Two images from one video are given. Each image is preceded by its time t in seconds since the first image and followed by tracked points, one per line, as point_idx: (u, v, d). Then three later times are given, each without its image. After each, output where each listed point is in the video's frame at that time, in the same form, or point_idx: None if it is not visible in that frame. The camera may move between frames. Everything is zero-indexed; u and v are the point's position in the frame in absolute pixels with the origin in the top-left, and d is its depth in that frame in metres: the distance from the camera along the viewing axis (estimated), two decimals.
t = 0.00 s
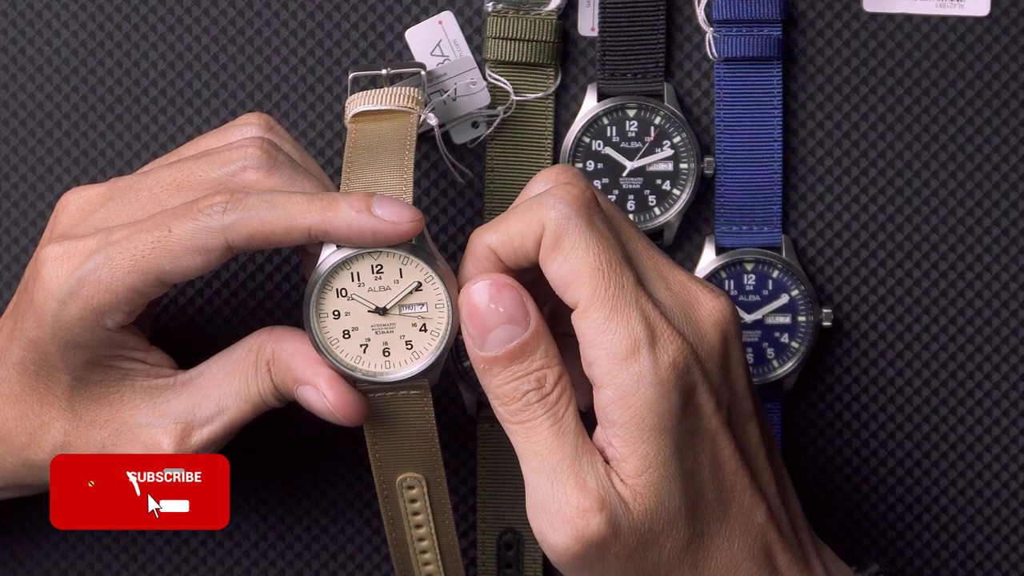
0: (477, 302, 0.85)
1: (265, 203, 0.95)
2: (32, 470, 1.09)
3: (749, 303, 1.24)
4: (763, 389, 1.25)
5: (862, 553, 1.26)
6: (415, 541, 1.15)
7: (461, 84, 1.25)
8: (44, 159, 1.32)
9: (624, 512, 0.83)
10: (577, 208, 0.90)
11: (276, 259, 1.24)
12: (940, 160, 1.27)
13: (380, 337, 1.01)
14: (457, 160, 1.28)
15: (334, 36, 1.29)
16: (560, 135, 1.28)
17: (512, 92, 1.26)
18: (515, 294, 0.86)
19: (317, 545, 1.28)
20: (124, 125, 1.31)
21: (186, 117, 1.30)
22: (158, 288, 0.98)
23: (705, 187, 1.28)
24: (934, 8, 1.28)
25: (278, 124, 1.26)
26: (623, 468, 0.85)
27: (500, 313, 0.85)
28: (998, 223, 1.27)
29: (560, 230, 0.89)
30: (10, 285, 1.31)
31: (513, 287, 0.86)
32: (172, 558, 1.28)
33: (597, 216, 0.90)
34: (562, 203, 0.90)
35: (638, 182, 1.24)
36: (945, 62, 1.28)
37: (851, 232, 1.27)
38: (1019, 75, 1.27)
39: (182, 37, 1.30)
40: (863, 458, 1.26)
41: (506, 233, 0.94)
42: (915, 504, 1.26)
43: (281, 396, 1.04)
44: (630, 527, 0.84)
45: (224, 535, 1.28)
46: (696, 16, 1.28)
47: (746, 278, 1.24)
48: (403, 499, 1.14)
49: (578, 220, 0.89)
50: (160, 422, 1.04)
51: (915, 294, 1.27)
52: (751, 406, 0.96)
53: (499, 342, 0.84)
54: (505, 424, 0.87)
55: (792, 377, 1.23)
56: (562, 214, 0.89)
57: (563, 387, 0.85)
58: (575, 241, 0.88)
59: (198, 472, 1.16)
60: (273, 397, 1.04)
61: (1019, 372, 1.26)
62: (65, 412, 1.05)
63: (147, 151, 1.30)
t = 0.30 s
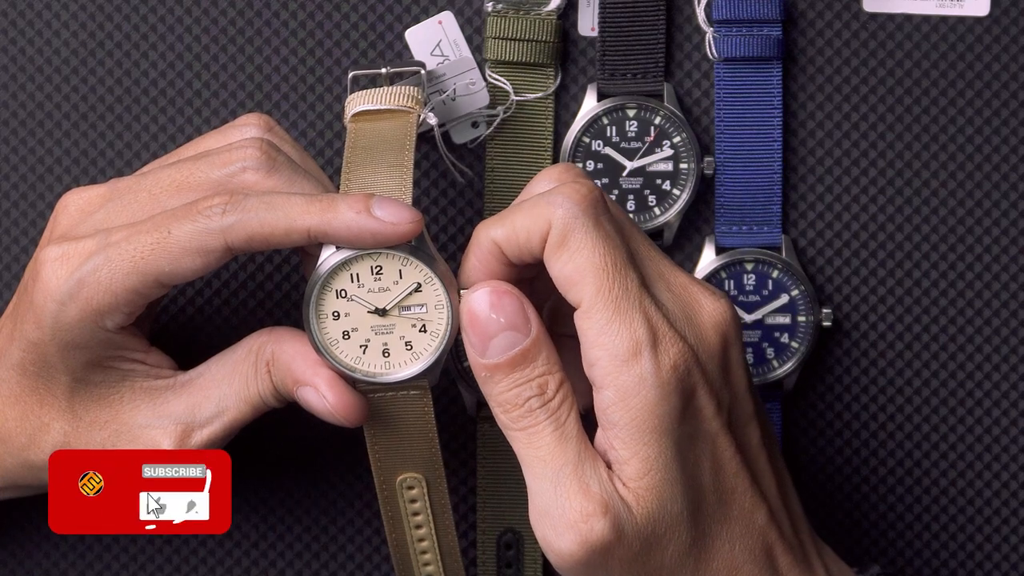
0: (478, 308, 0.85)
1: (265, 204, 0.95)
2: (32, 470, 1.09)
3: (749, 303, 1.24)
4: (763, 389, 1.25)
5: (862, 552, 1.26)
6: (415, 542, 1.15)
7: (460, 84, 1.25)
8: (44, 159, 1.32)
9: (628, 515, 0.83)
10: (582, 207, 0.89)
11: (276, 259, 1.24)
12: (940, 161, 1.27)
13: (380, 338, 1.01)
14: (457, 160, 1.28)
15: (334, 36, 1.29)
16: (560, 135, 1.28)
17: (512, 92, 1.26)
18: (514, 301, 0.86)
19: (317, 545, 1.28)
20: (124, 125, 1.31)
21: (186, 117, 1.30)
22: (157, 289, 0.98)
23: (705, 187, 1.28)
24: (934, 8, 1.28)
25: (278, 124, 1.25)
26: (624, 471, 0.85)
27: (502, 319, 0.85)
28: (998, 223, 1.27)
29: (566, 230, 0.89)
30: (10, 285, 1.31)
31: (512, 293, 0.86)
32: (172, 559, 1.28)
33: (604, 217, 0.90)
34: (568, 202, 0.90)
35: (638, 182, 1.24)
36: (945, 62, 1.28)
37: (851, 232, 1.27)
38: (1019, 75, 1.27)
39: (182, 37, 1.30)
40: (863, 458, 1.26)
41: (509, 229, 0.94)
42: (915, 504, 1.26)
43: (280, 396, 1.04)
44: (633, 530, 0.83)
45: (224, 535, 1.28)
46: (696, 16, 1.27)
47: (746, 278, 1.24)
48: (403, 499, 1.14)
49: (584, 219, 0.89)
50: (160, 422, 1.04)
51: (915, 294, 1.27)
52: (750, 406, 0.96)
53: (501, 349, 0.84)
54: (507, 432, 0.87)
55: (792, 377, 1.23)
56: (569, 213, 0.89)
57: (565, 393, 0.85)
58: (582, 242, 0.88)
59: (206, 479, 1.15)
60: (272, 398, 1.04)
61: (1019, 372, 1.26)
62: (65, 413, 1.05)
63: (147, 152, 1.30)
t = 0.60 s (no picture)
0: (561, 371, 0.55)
1: (265, 209, 0.95)
2: (31, 471, 1.09)
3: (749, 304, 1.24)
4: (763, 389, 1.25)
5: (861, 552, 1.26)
6: (420, 544, 1.16)
7: (460, 84, 1.25)
8: (44, 160, 1.32)
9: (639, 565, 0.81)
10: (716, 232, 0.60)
11: (276, 260, 1.24)
12: (940, 160, 1.27)
13: (381, 341, 1.02)
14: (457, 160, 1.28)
15: (334, 36, 1.29)
16: (560, 135, 1.28)
17: (512, 92, 1.26)
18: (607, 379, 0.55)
19: (317, 545, 1.28)
20: (124, 125, 1.31)
21: (186, 117, 1.30)
22: (157, 293, 0.98)
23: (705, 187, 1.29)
24: (934, 8, 1.28)
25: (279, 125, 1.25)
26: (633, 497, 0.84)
27: (585, 410, 0.55)
28: (998, 223, 1.27)
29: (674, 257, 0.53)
30: (10, 285, 1.31)
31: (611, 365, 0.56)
32: (172, 559, 1.28)
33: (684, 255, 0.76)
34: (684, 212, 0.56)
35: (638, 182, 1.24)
36: (945, 62, 1.28)
37: (851, 232, 1.27)
38: (1019, 75, 1.27)
39: (182, 37, 1.30)
40: (863, 457, 1.27)
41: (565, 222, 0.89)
42: (915, 504, 1.27)
43: (281, 399, 1.04)
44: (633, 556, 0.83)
45: (224, 535, 1.28)
46: (696, 16, 1.27)
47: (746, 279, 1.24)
48: (407, 502, 1.15)
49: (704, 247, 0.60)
50: (161, 425, 1.05)
51: (915, 294, 1.27)
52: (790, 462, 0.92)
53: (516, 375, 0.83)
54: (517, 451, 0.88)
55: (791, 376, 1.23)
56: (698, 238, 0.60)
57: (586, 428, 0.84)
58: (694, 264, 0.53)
59: (208, 480, 1.15)
60: (274, 401, 1.04)
61: (1019, 372, 1.26)
62: (65, 415, 1.05)
63: (147, 152, 1.30)
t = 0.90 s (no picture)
0: (420, 383, 0.76)
1: (265, 208, 0.95)
2: (31, 471, 1.09)
3: (749, 303, 1.24)
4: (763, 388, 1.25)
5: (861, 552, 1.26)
6: (421, 544, 1.16)
7: (459, 85, 1.24)
8: (44, 159, 1.32)
9: None
10: (688, 378, 0.83)
11: (276, 260, 1.24)
12: (940, 161, 1.27)
13: (382, 340, 1.01)
14: (457, 160, 1.27)
15: (334, 37, 1.29)
16: (560, 135, 1.28)
17: (512, 92, 1.26)
18: (470, 429, 0.73)
19: (318, 545, 1.28)
20: (124, 125, 1.31)
21: (186, 117, 1.30)
22: (157, 293, 0.98)
23: (705, 187, 1.29)
24: (934, 8, 1.28)
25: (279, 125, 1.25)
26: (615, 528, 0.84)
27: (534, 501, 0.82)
28: (998, 223, 1.27)
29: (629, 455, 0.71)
30: (10, 285, 1.31)
31: (486, 411, 0.74)
32: (172, 559, 1.28)
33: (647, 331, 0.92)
34: (603, 418, 0.71)
35: (638, 182, 1.24)
36: (945, 62, 1.28)
37: (851, 232, 1.27)
38: (1019, 75, 1.27)
39: (181, 37, 1.30)
40: (863, 458, 1.26)
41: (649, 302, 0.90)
42: (915, 504, 1.27)
43: (282, 397, 1.04)
44: None
45: (224, 535, 1.28)
46: (696, 16, 1.27)
47: (746, 278, 1.24)
48: (409, 501, 1.15)
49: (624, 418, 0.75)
50: (161, 424, 1.04)
51: (915, 294, 1.27)
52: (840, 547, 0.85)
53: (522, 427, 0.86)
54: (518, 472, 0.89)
55: (792, 377, 1.24)
56: (668, 378, 0.84)
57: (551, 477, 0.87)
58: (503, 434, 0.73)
59: (208, 479, 1.15)
60: (275, 399, 1.04)
61: (1019, 372, 1.26)
62: (65, 415, 1.05)
63: (147, 152, 1.30)
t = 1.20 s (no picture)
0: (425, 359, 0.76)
1: (264, 208, 0.95)
2: (32, 471, 1.09)
3: (749, 303, 1.24)
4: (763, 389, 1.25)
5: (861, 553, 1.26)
6: (421, 542, 1.16)
7: (459, 85, 1.24)
8: (44, 159, 1.32)
9: None
10: (698, 369, 0.83)
11: (276, 259, 1.24)
12: (940, 161, 1.27)
13: (382, 340, 1.01)
14: (457, 160, 1.27)
15: (334, 37, 1.29)
16: (560, 135, 1.28)
17: (512, 92, 1.26)
18: (474, 408, 0.74)
19: (318, 545, 1.28)
20: (124, 125, 1.31)
21: (186, 117, 1.30)
22: (157, 292, 0.98)
23: (705, 187, 1.29)
24: (934, 8, 1.28)
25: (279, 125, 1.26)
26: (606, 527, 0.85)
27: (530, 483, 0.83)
28: (998, 223, 1.27)
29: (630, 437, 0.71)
30: (10, 285, 1.31)
31: (489, 389, 0.74)
32: (172, 559, 1.29)
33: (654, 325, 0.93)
34: (609, 402, 0.71)
35: (638, 182, 1.24)
36: (945, 62, 1.28)
37: (851, 232, 1.27)
38: (1019, 75, 1.27)
39: (181, 38, 1.30)
40: (863, 458, 1.26)
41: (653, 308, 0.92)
42: (915, 504, 1.27)
43: (282, 397, 1.04)
44: None
45: (224, 535, 1.28)
46: (696, 16, 1.28)
47: (746, 278, 1.24)
48: (409, 500, 1.15)
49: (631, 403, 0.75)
50: (161, 423, 1.04)
51: (915, 294, 1.27)
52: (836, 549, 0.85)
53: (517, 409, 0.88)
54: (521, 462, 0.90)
55: (792, 377, 1.24)
56: (677, 368, 0.84)
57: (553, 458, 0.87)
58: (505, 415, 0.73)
59: (208, 479, 1.15)
60: (275, 399, 1.04)
61: (1019, 373, 1.26)
62: (65, 414, 1.05)
63: (147, 152, 1.30)
